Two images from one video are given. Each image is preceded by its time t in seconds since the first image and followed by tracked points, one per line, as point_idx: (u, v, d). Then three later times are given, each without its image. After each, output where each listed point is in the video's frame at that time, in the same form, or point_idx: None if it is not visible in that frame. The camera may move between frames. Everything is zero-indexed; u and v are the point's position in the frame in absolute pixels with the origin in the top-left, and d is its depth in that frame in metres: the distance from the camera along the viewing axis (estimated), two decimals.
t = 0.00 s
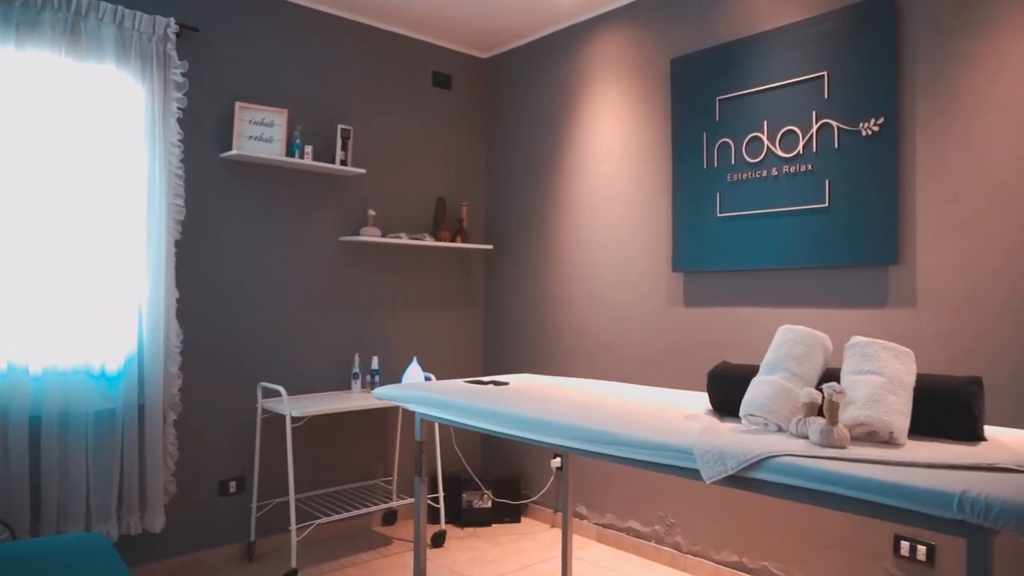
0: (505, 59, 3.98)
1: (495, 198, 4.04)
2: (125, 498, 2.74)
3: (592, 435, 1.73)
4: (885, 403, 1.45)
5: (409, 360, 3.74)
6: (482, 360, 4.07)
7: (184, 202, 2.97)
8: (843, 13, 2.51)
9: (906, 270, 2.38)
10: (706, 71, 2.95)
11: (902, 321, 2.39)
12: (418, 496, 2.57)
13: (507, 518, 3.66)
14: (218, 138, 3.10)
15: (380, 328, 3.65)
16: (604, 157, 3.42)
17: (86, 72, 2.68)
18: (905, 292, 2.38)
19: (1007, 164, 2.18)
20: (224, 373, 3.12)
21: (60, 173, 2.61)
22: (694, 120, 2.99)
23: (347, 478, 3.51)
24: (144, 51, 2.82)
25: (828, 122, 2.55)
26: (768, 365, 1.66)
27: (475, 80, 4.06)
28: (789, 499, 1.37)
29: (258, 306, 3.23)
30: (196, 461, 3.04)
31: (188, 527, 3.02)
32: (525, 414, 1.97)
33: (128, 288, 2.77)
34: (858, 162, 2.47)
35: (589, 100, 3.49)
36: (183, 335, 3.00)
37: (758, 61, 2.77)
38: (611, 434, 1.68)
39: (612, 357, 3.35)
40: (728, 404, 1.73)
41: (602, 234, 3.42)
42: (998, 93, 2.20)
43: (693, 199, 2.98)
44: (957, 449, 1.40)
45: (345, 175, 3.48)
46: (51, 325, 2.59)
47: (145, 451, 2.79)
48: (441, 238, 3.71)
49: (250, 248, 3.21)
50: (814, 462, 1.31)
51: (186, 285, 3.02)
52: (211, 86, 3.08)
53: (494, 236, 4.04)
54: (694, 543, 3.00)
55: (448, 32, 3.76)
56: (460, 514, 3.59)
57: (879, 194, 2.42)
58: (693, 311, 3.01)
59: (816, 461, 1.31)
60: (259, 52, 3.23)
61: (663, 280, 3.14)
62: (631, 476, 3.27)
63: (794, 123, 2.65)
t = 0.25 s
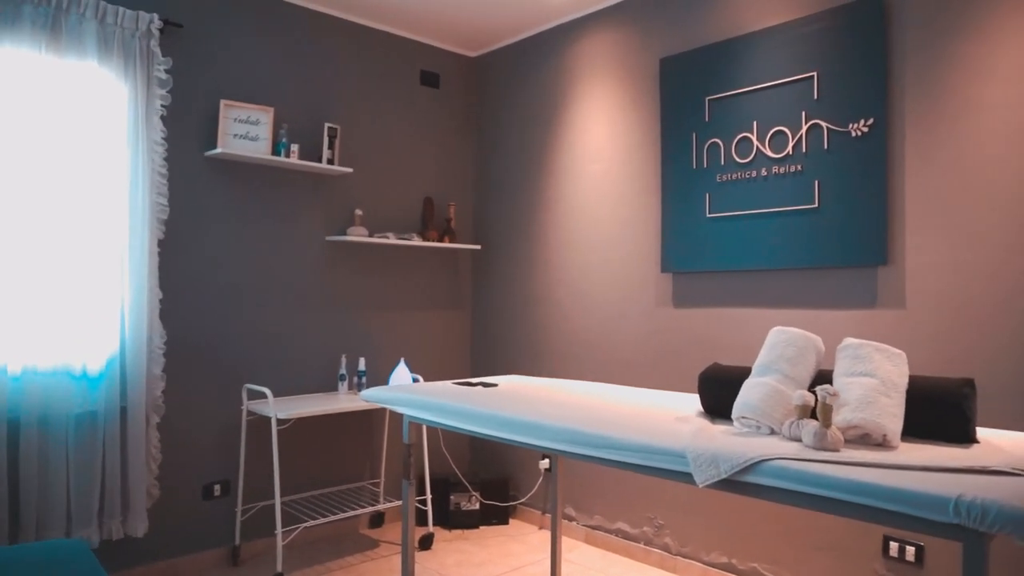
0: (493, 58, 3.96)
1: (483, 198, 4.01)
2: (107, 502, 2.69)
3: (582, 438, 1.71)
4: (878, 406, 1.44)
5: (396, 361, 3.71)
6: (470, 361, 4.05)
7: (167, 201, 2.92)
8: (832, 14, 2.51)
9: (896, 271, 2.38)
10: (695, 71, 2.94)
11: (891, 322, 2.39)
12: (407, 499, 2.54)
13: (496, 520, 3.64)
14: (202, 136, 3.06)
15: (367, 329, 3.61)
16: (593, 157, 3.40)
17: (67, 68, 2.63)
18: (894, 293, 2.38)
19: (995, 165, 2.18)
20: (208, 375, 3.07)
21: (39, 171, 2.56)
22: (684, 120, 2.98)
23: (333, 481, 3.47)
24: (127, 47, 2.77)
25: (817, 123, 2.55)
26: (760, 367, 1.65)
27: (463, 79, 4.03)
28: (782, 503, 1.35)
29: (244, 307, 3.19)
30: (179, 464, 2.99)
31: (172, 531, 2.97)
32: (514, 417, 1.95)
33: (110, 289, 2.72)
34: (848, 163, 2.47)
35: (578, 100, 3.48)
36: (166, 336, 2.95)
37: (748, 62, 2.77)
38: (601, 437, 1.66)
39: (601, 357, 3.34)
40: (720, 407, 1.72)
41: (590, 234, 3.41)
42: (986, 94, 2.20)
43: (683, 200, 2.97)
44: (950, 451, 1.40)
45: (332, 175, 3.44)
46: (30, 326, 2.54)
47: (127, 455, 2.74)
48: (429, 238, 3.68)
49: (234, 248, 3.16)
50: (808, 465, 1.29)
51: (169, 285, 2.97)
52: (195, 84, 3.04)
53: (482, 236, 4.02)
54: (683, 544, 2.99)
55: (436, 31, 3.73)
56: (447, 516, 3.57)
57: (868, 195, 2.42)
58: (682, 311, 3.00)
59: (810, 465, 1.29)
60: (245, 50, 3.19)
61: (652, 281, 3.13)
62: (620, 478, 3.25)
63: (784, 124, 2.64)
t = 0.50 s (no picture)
0: (482, 57, 3.93)
1: (471, 198, 3.99)
2: (88, 506, 2.64)
3: (573, 441, 1.69)
4: (871, 408, 1.44)
5: (383, 362, 3.68)
6: (458, 362, 4.02)
7: (150, 200, 2.87)
8: (822, 14, 2.51)
9: (885, 272, 2.38)
10: (685, 71, 2.93)
11: (880, 323, 2.39)
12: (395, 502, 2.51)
13: (484, 522, 3.61)
14: (187, 134, 3.01)
15: (355, 330, 3.58)
16: (582, 157, 3.39)
17: (48, 64, 2.58)
18: (884, 294, 2.38)
19: (984, 167, 2.19)
20: (192, 377, 3.03)
21: (19, 169, 2.50)
22: (673, 120, 2.97)
23: (320, 483, 3.43)
24: (109, 43, 2.71)
25: (807, 124, 2.55)
26: (753, 368, 1.64)
27: (451, 78, 4.00)
28: (776, 507, 1.34)
29: (229, 307, 3.14)
30: (163, 467, 2.94)
31: (155, 536, 2.92)
32: (503, 420, 1.93)
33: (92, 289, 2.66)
34: (837, 164, 2.47)
35: (567, 100, 3.46)
36: (150, 337, 2.90)
37: (738, 62, 2.76)
38: (593, 440, 1.64)
39: (590, 358, 3.32)
40: (712, 409, 1.71)
41: (579, 235, 3.39)
42: (976, 95, 2.21)
43: (672, 200, 2.96)
44: (944, 454, 1.39)
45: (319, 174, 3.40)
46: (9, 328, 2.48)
47: (109, 458, 2.69)
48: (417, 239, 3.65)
49: (219, 248, 3.12)
50: (803, 469, 1.28)
51: (153, 286, 2.92)
52: (179, 81, 2.99)
53: (470, 237, 3.99)
54: (673, 546, 2.98)
55: (424, 29, 3.70)
56: (435, 519, 3.54)
57: (858, 196, 2.42)
58: (671, 312, 2.99)
59: (805, 468, 1.28)
60: (230, 47, 3.14)
61: (642, 281, 3.12)
62: (609, 479, 3.24)
63: (774, 125, 2.64)
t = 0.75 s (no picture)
0: (470, 57, 3.91)
1: (460, 198, 3.96)
2: (69, 511, 2.59)
3: (564, 444, 1.67)
4: (864, 411, 1.43)
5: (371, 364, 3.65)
6: (446, 363, 3.99)
7: (133, 199, 2.83)
8: (813, 15, 2.50)
9: (874, 273, 2.38)
10: (675, 72, 2.93)
11: (869, 324, 2.39)
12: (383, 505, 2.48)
13: (473, 524, 3.59)
14: (171, 132, 2.96)
15: (342, 331, 3.54)
16: (571, 157, 3.37)
17: (28, 60, 2.53)
18: (873, 296, 2.39)
19: (973, 169, 2.19)
20: (176, 379, 2.98)
21: None
22: (663, 120, 2.96)
23: (307, 486, 3.39)
24: (91, 39, 2.66)
25: (797, 125, 2.54)
26: (745, 370, 1.63)
27: (440, 78, 3.98)
28: (770, 511, 1.33)
29: (214, 308, 3.10)
30: (146, 471, 2.90)
31: (138, 540, 2.88)
32: (492, 422, 1.90)
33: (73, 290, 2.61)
34: (827, 165, 2.47)
35: (557, 99, 3.44)
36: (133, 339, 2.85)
37: (728, 63, 2.75)
38: (584, 443, 1.62)
39: (579, 359, 3.31)
40: (704, 411, 1.70)
41: (569, 235, 3.38)
42: (965, 97, 2.21)
43: (662, 201, 2.95)
44: (937, 457, 1.38)
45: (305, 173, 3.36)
46: None
47: (91, 462, 2.64)
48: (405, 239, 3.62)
49: (204, 248, 3.07)
50: (797, 472, 1.27)
51: (136, 286, 2.87)
52: (163, 79, 2.94)
53: (458, 237, 3.97)
54: (662, 548, 2.97)
55: (412, 28, 3.67)
56: (423, 521, 3.52)
57: (848, 197, 2.42)
58: (660, 313, 2.98)
59: (799, 472, 1.27)
60: (215, 44, 3.10)
61: (631, 282, 3.10)
62: (598, 481, 3.22)
63: (764, 125, 2.64)
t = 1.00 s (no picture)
0: (459, 56, 3.88)
1: (448, 198, 3.94)
2: (50, 516, 2.54)
3: (555, 448, 1.66)
4: (857, 414, 1.42)
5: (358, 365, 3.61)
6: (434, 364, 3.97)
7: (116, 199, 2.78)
8: (803, 17, 2.50)
9: (864, 275, 2.39)
10: (665, 73, 2.92)
11: (859, 326, 2.40)
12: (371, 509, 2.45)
13: (461, 527, 3.57)
14: (155, 131, 2.92)
15: (329, 332, 3.51)
16: (560, 157, 3.36)
17: (8, 57, 2.48)
18: (863, 297, 2.39)
19: (961, 171, 2.20)
20: (160, 381, 2.94)
21: None
22: (653, 121, 2.95)
23: (293, 489, 3.35)
24: (73, 36, 2.61)
25: (786, 126, 2.54)
26: (738, 373, 1.62)
27: (428, 77, 3.95)
28: (764, 516, 1.32)
29: (199, 310, 3.06)
30: (130, 475, 2.85)
31: (122, 546, 2.83)
32: (482, 426, 1.88)
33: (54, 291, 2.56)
34: (817, 166, 2.47)
35: (546, 99, 3.43)
36: (116, 341, 2.80)
37: (718, 64, 2.75)
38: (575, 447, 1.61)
39: (568, 361, 3.29)
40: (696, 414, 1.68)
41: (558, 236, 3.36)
42: (954, 100, 2.22)
43: (652, 202, 2.94)
44: (930, 460, 1.38)
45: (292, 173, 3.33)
46: None
47: (73, 467, 2.59)
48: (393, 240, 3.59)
49: (189, 249, 3.03)
50: (792, 477, 1.26)
51: (119, 287, 2.82)
52: (147, 77, 2.90)
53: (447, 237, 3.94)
54: (651, 550, 2.96)
55: (400, 27, 3.65)
56: (411, 524, 3.49)
57: (837, 199, 2.42)
58: (650, 314, 2.97)
59: (794, 476, 1.26)
60: (200, 42, 3.05)
61: (620, 283, 3.09)
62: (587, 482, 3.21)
63: (753, 127, 2.63)
